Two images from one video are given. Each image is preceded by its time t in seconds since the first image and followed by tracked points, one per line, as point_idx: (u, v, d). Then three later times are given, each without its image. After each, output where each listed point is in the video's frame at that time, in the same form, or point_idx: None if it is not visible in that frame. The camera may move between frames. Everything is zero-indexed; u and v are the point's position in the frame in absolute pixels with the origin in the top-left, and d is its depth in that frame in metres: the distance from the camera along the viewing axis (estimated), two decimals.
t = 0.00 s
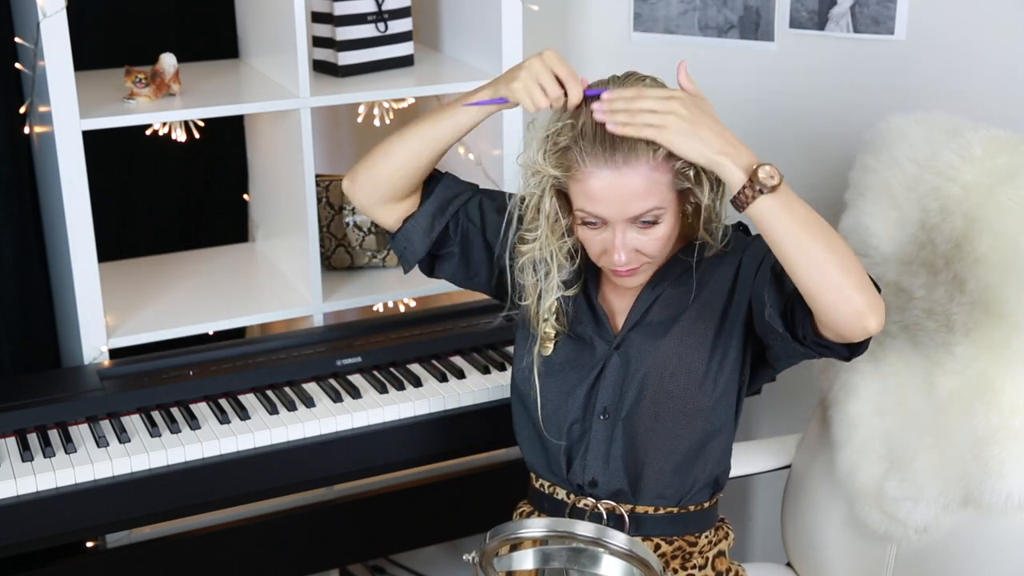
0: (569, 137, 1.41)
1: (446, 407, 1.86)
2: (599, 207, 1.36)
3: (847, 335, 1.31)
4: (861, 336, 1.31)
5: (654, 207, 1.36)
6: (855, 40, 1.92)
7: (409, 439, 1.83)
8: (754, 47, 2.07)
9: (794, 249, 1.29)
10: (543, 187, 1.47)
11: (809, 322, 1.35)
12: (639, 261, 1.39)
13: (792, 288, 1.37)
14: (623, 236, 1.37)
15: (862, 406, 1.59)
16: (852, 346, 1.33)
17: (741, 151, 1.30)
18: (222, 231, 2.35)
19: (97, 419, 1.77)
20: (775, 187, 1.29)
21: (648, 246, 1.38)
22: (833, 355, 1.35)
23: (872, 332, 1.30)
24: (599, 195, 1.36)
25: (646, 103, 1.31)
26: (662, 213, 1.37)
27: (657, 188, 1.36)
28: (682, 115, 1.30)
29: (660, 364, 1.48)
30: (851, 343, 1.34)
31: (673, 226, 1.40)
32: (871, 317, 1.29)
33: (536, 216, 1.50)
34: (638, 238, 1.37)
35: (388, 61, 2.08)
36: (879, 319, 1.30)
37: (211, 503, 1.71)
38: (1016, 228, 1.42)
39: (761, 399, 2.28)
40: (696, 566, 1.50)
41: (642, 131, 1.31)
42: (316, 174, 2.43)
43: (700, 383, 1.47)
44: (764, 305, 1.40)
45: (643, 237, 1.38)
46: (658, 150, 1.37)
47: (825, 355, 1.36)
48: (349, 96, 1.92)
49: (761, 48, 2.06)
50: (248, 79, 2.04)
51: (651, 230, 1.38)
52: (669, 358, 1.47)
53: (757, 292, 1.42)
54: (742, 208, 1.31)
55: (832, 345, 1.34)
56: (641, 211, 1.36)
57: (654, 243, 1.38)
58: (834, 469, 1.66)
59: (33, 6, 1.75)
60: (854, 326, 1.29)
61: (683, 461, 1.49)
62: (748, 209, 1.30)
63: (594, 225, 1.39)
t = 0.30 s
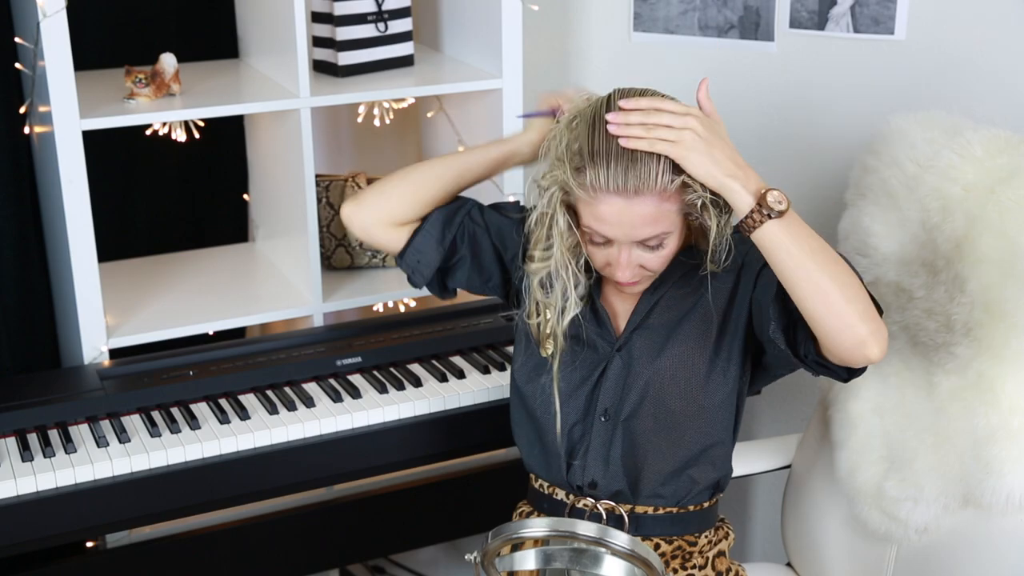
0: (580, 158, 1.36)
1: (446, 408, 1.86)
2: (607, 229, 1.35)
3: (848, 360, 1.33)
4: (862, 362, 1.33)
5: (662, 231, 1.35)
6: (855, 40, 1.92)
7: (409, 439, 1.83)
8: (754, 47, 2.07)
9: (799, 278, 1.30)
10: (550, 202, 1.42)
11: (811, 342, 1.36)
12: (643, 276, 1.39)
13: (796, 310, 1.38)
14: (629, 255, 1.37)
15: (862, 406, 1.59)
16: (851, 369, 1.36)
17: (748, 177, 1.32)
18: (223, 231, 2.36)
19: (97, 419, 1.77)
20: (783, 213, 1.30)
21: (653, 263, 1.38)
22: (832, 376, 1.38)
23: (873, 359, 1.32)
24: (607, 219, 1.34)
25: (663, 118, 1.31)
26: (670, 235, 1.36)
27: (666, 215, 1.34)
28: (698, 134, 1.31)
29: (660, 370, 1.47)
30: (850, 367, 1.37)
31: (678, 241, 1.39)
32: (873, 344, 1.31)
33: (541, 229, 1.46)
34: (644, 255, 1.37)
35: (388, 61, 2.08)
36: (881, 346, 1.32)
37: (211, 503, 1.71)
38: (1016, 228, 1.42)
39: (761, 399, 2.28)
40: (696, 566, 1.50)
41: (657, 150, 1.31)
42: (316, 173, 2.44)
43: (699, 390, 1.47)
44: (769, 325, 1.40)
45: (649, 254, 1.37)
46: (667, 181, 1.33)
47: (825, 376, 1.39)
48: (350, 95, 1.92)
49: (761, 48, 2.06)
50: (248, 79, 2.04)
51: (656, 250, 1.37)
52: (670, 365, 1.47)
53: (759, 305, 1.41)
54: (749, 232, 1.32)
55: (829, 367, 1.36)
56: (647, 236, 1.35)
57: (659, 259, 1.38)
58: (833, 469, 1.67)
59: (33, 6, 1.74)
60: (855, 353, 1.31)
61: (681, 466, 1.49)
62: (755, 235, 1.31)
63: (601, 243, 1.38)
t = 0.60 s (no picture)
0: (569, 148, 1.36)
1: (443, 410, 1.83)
2: (601, 218, 1.34)
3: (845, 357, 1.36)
4: (859, 359, 1.36)
5: (655, 219, 1.35)
6: (855, 39, 1.93)
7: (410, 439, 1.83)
8: (754, 47, 2.07)
9: (795, 275, 1.32)
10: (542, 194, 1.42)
11: (809, 340, 1.38)
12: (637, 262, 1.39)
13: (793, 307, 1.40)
14: (623, 244, 1.37)
15: (862, 407, 1.59)
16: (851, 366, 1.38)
17: (742, 179, 1.31)
18: (223, 230, 2.35)
19: (97, 419, 1.77)
20: (777, 216, 1.31)
21: (648, 250, 1.38)
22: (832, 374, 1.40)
23: (869, 355, 1.35)
24: (600, 210, 1.34)
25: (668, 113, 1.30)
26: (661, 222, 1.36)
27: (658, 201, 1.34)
28: (699, 133, 1.31)
29: (664, 372, 1.48)
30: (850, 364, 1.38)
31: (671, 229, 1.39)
32: (870, 341, 1.34)
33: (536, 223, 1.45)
34: (640, 243, 1.37)
35: (388, 61, 2.08)
36: (877, 342, 1.35)
37: (211, 503, 1.71)
38: (1016, 228, 1.42)
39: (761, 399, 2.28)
40: (697, 567, 1.51)
41: (653, 144, 1.31)
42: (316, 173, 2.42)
43: (704, 389, 1.48)
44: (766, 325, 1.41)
45: (644, 242, 1.37)
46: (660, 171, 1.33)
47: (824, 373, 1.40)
48: (350, 95, 1.92)
49: (761, 47, 2.06)
50: (248, 79, 2.04)
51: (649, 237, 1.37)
52: (673, 368, 1.48)
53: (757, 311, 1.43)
54: (744, 232, 1.33)
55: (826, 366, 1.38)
56: (640, 224, 1.35)
57: (653, 246, 1.38)
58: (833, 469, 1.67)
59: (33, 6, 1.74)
60: (851, 349, 1.34)
61: (685, 468, 1.49)
62: (749, 235, 1.33)
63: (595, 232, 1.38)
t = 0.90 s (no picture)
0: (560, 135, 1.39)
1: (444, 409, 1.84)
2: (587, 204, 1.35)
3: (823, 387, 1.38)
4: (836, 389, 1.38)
5: (643, 202, 1.35)
6: (855, 39, 1.93)
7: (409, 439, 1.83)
8: (753, 47, 2.08)
9: (777, 305, 1.33)
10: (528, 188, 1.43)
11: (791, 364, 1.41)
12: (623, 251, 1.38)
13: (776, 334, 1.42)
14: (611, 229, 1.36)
15: (863, 407, 1.59)
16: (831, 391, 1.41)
17: (731, 206, 1.33)
18: (223, 230, 2.35)
19: (97, 419, 1.77)
20: (761, 245, 1.33)
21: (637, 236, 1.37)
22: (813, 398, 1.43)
23: (846, 388, 1.37)
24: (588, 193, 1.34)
25: (670, 135, 1.31)
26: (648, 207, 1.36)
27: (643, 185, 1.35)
28: (699, 165, 1.31)
29: (658, 370, 1.48)
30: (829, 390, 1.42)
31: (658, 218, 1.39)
32: (847, 372, 1.36)
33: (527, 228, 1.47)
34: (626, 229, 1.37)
35: (388, 61, 2.08)
36: (857, 375, 1.37)
37: (212, 503, 1.71)
38: (1016, 228, 1.42)
39: (761, 399, 2.28)
40: (696, 566, 1.50)
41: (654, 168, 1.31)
42: (316, 173, 2.43)
43: (700, 389, 1.48)
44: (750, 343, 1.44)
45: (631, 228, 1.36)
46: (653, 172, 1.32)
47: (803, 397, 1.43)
48: (350, 95, 1.92)
49: (761, 47, 2.07)
50: (248, 79, 2.04)
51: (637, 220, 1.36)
52: (668, 364, 1.48)
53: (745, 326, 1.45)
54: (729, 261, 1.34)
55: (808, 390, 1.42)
56: (629, 209, 1.35)
57: (642, 232, 1.37)
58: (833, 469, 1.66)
59: (32, 6, 1.74)
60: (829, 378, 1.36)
61: (680, 467, 1.49)
62: (735, 262, 1.34)
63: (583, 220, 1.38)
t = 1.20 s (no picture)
0: (666, 101, 1.38)
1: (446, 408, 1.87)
2: (663, 166, 1.35)
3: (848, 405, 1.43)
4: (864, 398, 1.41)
5: (716, 178, 1.35)
6: (855, 39, 1.95)
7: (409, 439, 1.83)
8: (754, 47, 2.08)
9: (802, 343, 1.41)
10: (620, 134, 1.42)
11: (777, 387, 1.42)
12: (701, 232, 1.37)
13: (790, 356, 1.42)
14: (667, 205, 1.35)
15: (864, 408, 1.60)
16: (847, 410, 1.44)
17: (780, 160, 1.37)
18: (223, 230, 2.35)
19: (97, 419, 1.77)
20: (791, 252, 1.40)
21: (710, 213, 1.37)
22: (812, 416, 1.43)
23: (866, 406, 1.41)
24: (677, 177, 1.34)
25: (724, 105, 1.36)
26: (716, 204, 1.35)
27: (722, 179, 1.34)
28: (751, 119, 1.36)
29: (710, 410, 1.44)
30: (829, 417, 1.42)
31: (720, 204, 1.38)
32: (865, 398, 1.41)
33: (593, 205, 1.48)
34: (699, 210, 1.36)
35: (388, 61, 2.08)
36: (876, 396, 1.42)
37: (212, 504, 1.71)
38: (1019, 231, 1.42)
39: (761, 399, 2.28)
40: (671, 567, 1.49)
41: (718, 127, 1.35)
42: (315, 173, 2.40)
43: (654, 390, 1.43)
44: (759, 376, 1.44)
45: (703, 207, 1.36)
46: (743, 160, 1.34)
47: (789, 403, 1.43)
48: (350, 95, 1.92)
49: (761, 47, 2.08)
50: (248, 79, 2.04)
51: (699, 215, 1.36)
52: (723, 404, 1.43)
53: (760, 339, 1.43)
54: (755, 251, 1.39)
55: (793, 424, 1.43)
56: (701, 188, 1.35)
57: (715, 209, 1.37)
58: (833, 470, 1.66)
59: (33, 6, 1.74)
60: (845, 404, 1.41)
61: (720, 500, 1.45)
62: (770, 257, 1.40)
63: (649, 184, 1.37)
